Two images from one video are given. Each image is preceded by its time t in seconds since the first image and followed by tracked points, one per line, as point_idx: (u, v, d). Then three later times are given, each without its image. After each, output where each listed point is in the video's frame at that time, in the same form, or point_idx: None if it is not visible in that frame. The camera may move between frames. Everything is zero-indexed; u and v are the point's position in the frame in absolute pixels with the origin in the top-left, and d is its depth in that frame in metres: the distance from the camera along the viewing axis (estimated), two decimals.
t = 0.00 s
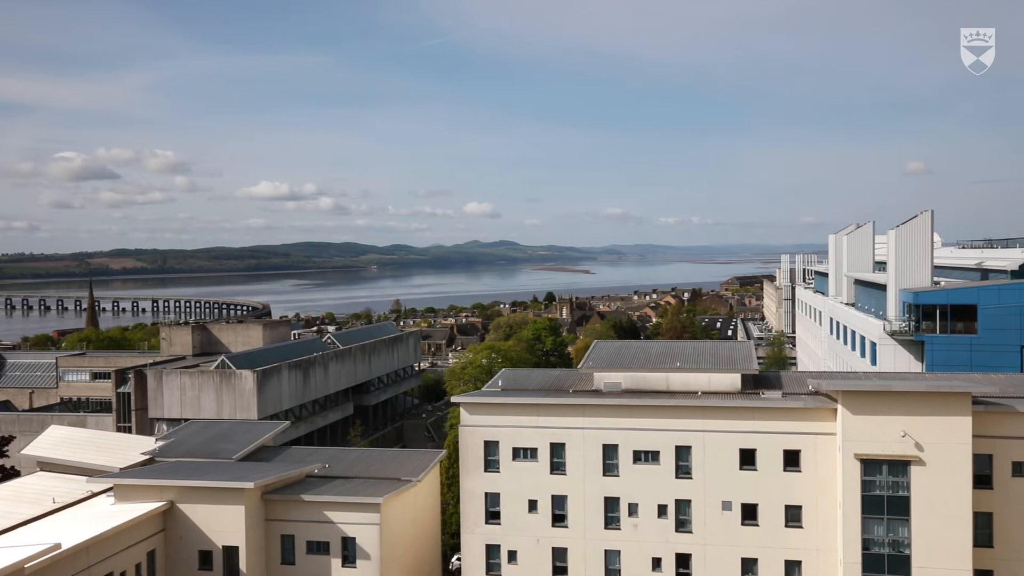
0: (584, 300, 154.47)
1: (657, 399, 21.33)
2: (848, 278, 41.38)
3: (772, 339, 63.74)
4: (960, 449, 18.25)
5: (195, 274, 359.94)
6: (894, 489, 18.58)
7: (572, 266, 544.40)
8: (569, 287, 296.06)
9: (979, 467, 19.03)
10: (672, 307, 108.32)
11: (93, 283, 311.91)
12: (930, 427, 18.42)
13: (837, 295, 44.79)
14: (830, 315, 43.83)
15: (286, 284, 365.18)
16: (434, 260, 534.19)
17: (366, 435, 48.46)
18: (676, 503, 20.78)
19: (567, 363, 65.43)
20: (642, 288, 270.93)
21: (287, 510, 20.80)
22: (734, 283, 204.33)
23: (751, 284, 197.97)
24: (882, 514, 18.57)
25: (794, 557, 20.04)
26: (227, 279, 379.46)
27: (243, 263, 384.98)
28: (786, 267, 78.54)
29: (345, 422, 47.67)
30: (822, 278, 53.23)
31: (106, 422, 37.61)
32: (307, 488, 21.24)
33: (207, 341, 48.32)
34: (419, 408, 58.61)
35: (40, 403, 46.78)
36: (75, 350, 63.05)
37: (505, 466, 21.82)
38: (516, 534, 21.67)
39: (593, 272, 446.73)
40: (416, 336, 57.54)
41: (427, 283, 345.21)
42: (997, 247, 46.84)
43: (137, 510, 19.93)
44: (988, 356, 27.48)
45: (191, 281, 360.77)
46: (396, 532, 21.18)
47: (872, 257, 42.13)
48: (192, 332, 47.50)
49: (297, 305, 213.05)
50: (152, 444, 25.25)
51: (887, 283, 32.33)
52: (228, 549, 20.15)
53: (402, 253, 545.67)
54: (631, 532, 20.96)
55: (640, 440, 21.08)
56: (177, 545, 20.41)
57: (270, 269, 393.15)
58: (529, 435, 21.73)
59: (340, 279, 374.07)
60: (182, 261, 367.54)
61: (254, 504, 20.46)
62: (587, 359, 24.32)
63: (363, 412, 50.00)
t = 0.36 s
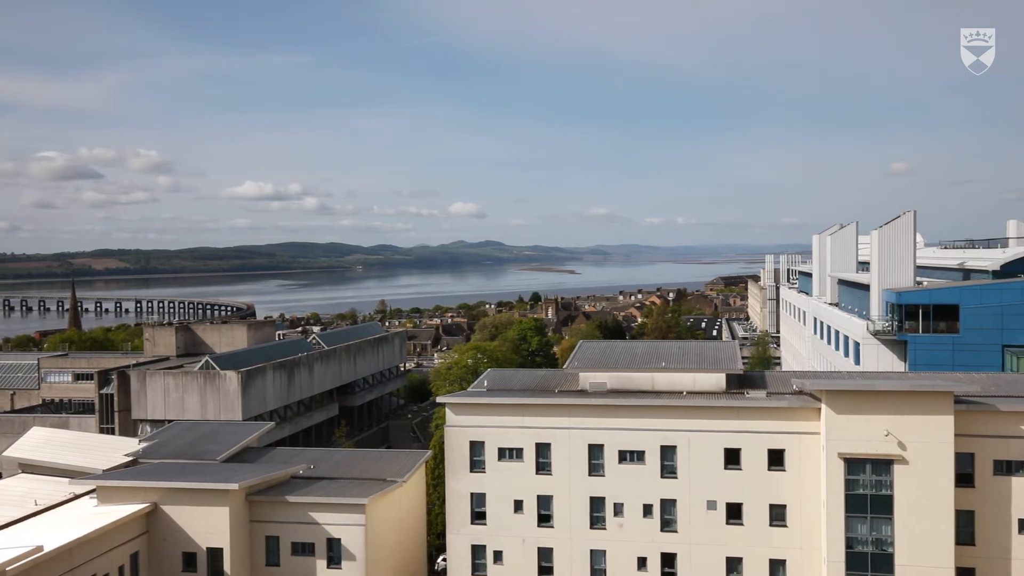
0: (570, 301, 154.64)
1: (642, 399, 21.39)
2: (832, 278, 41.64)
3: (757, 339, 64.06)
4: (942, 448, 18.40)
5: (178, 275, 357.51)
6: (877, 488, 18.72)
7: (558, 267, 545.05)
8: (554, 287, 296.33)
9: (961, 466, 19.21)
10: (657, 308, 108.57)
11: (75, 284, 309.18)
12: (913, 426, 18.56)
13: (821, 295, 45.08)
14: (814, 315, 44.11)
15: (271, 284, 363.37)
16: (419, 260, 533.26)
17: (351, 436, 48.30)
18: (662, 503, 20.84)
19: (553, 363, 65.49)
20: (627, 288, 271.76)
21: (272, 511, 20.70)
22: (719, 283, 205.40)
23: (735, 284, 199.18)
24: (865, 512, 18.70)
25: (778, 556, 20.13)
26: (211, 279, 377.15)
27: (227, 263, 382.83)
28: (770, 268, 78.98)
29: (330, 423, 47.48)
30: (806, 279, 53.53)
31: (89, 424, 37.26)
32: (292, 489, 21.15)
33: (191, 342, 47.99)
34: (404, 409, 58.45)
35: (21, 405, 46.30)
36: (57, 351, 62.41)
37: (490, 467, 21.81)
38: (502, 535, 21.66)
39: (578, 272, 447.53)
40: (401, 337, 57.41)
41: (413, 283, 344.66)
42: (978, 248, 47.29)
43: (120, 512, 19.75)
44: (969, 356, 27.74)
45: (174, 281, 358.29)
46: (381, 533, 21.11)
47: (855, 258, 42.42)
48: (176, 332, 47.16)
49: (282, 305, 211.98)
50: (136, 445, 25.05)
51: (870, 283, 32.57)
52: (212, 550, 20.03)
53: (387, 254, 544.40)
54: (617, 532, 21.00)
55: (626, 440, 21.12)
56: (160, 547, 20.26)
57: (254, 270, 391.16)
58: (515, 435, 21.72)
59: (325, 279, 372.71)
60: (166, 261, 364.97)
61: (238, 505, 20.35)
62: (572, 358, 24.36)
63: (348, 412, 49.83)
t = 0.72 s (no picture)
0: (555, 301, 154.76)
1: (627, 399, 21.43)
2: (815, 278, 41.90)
3: (741, 339, 64.37)
4: (924, 447, 18.55)
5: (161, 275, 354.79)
6: (860, 486, 18.85)
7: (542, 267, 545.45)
8: (539, 287, 296.49)
9: (942, 465, 19.37)
10: (642, 308, 108.99)
11: (56, 284, 306.32)
12: (895, 425, 18.70)
13: (804, 295, 45.35)
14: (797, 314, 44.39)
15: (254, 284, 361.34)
16: (404, 261, 532.02)
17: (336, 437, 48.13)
18: (646, 502, 20.89)
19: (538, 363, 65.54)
20: (611, 288, 272.41)
21: (256, 512, 20.59)
22: (702, 283, 206.22)
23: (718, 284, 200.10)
24: (848, 511, 18.83)
25: (762, 555, 20.22)
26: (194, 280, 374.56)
27: (211, 263, 380.35)
28: (754, 268, 79.41)
29: (314, 423, 47.28)
30: (789, 279, 53.84)
31: (70, 425, 36.92)
32: (276, 490, 21.05)
33: (174, 342, 47.65)
34: (390, 410, 58.31)
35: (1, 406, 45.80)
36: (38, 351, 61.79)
37: (475, 467, 21.78)
38: (487, 535, 21.64)
39: (563, 272, 448.01)
40: (386, 337, 57.25)
41: (398, 283, 343.99)
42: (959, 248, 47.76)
43: (102, 514, 19.59)
44: (950, 355, 27.99)
45: (157, 281, 355.52)
46: (366, 534, 21.05)
47: (837, 258, 42.71)
48: (158, 333, 46.81)
49: (265, 305, 210.88)
50: (118, 447, 24.84)
51: (853, 283, 32.80)
52: (195, 552, 19.90)
53: (372, 254, 542.75)
54: (602, 532, 21.03)
55: (611, 440, 21.16)
56: (143, 549, 20.11)
57: (238, 270, 388.84)
58: (500, 435, 21.71)
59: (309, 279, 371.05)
60: (148, 261, 362.13)
61: (222, 507, 20.23)
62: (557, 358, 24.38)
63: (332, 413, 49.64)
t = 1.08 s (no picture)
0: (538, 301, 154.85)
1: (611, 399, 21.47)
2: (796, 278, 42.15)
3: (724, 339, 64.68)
4: (904, 446, 18.72)
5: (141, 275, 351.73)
6: (840, 485, 19.00)
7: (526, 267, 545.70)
8: (523, 287, 296.67)
9: (922, 463, 19.56)
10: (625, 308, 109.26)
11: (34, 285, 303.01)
12: (876, 423, 18.86)
13: (786, 295, 45.62)
14: (779, 314, 44.65)
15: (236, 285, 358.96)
16: (386, 261, 530.33)
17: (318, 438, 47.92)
18: (630, 502, 20.94)
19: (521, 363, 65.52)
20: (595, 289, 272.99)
21: (238, 514, 20.47)
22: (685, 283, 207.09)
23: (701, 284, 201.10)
24: (830, 510, 18.96)
25: (745, 554, 20.33)
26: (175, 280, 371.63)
27: (192, 263, 377.46)
28: (736, 267, 79.84)
29: (297, 425, 47.03)
30: (771, 279, 54.16)
31: (49, 427, 36.52)
32: (258, 492, 20.93)
33: (155, 343, 47.25)
34: (373, 411, 58.10)
35: None
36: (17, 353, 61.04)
37: (458, 468, 21.75)
38: (470, 535, 21.61)
39: (546, 272, 448.43)
40: (369, 338, 57.07)
41: (381, 283, 342.37)
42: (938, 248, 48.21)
43: (82, 517, 19.39)
44: (930, 355, 28.27)
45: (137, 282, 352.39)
46: (349, 535, 20.97)
47: (818, 258, 43.03)
48: (139, 334, 46.38)
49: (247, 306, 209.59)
50: (98, 449, 24.60)
51: (834, 283, 33.04)
52: (177, 555, 19.74)
53: (354, 254, 540.10)
54: (586, 532, 21.07)
55: (594, 440, 21.20)
56: (123, 552, 19.92)
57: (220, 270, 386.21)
58: (484, 435, 21.69)
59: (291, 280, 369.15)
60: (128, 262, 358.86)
61: (203, 508, 20.09)
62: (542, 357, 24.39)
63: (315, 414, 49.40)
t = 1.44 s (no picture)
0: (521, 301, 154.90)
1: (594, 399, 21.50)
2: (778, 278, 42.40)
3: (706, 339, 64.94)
4: (884, 444, 18.88)
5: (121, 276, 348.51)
6: (822, 484, 19.14)
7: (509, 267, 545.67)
8: (506, 288, 296.71)
9: (901, 461, 19.75)
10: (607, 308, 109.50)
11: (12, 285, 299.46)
12: (856, 422, 19.01)
13: (768, 295, 45.91)
14: (761, 314, 44.91)
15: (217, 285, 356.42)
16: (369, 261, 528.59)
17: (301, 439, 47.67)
18: (613, 502, 20.99)
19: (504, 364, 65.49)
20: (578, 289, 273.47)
21: (219, 515, 20.33)
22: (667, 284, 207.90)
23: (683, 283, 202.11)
24: (811, 508, 19.10)
25: (727, 553, 20.44)
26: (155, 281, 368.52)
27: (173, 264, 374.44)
28: (718, 267, 80.23)
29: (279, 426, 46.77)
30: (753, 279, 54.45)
31: (27, 429, 36.09)
32: (240, 493, 20.80)
33: (135, 344, 46.84)
34: (355, 411, 57.88)
35: None
36: None
37: (441, 468, 21.72)
38: (453, 535, 21.59)
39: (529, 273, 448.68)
40: (352, 338, 56.85)
41: (363, 284, 341.15)
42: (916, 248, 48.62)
43: (61, 519, 19.20)
44: (909, 354, 28.54)
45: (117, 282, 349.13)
46: (331, 537, 20.88)
47: (799, 258, 43.31)
48: (119, 335, 45.95)
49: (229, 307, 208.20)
50: (78, 451, 24.34)
51: (815, 283, 33.26)
52: (157, 557, 19.58)
53: (337, 254, 538.09)
54: (569, 531, 21.10)
55: (577, 440, 21.23)
56: (103, 554, 19.73)
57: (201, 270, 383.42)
58: (467, 436, 21.67)
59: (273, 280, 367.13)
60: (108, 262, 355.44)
61: (184, 510, 19.93)
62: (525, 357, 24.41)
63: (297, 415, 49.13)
